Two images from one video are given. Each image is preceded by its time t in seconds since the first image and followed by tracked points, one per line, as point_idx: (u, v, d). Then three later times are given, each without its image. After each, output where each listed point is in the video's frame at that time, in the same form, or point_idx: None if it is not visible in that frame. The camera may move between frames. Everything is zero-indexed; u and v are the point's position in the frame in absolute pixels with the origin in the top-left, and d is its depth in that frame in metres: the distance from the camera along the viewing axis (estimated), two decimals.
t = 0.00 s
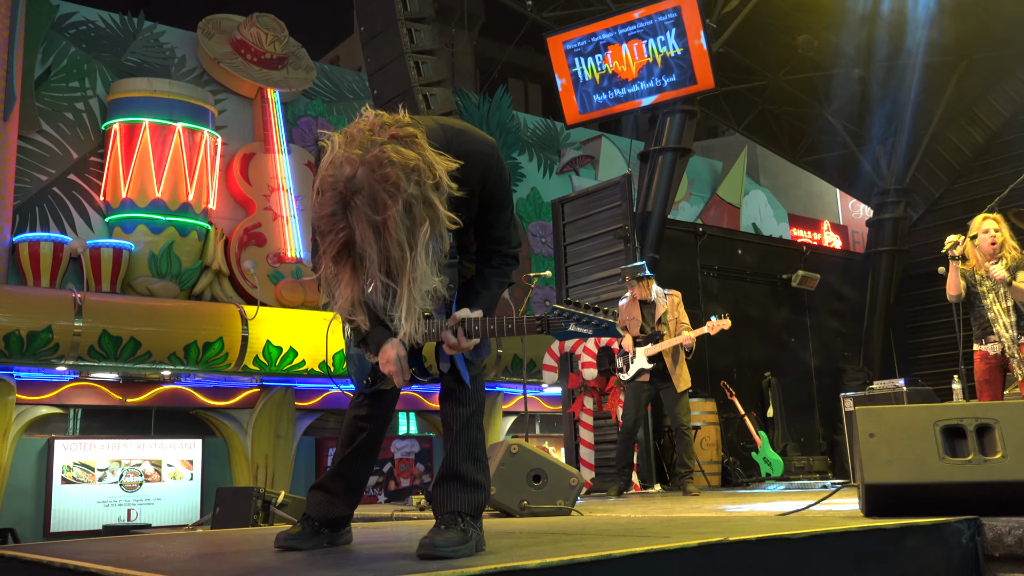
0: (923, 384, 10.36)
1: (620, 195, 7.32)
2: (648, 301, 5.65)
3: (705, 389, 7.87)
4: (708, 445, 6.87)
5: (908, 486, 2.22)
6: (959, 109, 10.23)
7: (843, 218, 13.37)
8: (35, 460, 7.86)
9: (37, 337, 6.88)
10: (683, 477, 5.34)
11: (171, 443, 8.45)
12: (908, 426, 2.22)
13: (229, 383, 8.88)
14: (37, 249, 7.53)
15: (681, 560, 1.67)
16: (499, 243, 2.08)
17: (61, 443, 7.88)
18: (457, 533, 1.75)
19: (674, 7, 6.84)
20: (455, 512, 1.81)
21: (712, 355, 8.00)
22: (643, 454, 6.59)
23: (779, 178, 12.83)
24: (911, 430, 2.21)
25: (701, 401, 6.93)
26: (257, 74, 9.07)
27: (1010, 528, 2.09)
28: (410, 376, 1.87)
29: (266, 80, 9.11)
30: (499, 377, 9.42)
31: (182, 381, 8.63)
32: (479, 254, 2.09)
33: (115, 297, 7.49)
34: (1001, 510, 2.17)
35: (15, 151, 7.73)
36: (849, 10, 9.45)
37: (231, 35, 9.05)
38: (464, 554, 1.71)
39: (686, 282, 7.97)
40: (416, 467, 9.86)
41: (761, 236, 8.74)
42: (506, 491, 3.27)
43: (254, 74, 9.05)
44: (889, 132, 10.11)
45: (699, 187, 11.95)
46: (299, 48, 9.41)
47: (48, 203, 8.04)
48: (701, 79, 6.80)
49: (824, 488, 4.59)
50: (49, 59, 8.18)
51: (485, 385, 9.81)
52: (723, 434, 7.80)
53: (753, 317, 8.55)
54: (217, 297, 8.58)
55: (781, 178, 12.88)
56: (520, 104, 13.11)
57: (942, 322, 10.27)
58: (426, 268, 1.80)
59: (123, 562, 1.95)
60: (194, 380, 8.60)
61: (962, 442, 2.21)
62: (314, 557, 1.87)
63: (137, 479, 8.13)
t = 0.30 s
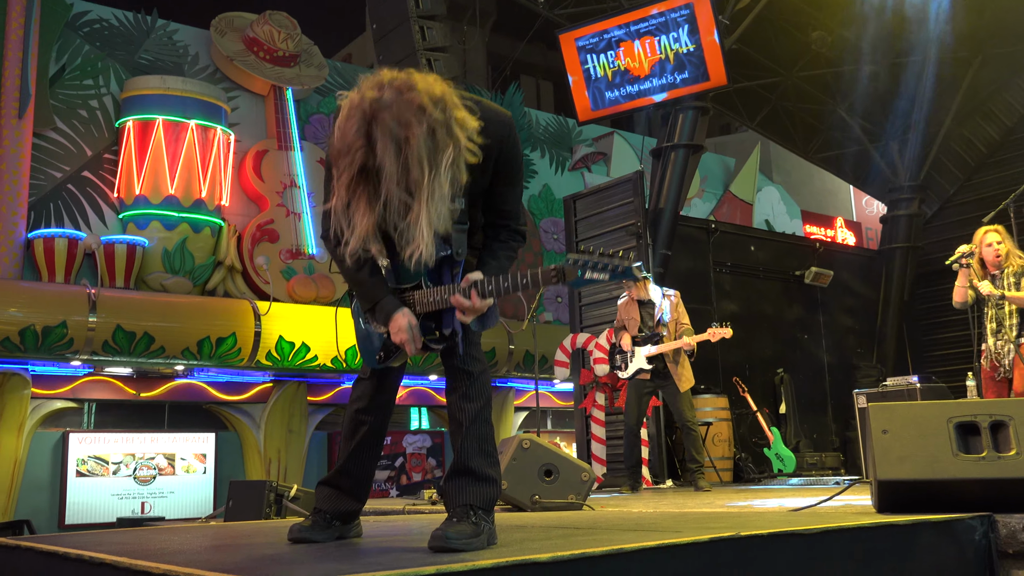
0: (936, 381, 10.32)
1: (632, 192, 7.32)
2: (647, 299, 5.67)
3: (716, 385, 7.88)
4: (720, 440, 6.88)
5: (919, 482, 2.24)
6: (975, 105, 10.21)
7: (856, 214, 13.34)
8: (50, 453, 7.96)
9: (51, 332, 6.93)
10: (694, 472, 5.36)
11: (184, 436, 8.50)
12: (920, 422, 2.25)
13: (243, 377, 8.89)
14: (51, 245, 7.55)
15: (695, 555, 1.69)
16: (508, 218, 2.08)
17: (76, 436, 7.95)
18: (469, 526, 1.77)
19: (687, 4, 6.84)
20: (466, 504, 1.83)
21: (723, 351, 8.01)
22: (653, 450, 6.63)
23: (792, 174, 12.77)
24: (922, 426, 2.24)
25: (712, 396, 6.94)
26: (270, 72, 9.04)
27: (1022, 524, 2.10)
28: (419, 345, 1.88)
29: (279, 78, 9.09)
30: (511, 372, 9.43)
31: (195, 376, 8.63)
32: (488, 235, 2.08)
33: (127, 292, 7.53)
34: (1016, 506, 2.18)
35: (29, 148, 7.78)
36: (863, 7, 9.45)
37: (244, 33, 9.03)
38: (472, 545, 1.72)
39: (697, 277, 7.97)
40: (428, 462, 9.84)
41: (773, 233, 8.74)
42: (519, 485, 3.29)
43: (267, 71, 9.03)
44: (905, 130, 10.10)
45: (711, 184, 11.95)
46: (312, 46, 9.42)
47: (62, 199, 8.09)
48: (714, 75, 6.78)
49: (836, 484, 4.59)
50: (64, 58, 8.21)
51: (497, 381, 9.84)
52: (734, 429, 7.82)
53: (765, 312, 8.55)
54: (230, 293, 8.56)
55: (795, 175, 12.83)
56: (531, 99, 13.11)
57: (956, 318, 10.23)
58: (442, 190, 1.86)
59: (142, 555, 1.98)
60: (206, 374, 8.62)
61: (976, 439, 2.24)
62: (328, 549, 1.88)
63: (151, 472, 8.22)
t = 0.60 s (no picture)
0: (940, 380, 10.32)
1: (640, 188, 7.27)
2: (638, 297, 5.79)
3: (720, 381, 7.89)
4: (723, 436, 6.89)
5: (922, 480, 2.23)
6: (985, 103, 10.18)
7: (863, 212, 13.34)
8: (55, 442, 7.97)
9: (58, 322, 6.97)
10: (696, 466, 5.37)
11: (186, 428, 8.49)
12: (926, 420, 2.25)
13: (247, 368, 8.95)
14: (58, 235, 7.56)
15: (698, 551, 1.69)
16: (516, 185, 2.10)
17: (81, 426, 7.97)
18: (473, 519, 1.77)
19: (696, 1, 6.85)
20: (470, 497, 1.84)
21: (727, 348, 8.01)
22: (657, 445, 6.63)
23: (798, 171, 12.77)
24: (928, 423, 2.24)
25: (716, 391, 6.93)
26: (278, 65, 9.06)
27: None
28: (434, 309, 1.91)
29: (287, 71, 9.12)
30: (515, 367, 9.44)
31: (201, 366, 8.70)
32: (493, 199, 2.11)
33: (134, 283, 7.56)
34: (1018, 505, 2.18)
35: (37, 138, 7.82)
36: (872, 3, 9.42)
37: (253, 26, 9.04)
38: (476, 537, 1.73)
39: (702, 274, 7.97)
40: (432, 455, 9.87)
41: (779, 231, 8.74)
42: (521, 480, 3.30)
43: (275, 64, 9.04)
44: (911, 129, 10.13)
45: (718, 180, 11.93)
46: (320, 39, 9.48)
47: (70, 189, 8.12)
48: (721, 72, 6.76)
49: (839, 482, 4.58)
50: (71, 49, 8.23)
51: (501, 375, 9.85)
52: (737, 427, 7.83)
53: (770, 309, 8.54)
54: (236, 285, 8.58)
55: (801, 172, 12.82)
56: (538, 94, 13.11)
57: (961, 316, 10.22)
58: (456, 120, 1.90)
59: (146, 544, 1.98)
60: (212, 365, 8.69)
61: (980, 438, 2.24)
62: (332, 540, 1.89)
63: (155, 463, 8.23)
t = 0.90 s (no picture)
0: (953, 388, 10.23)
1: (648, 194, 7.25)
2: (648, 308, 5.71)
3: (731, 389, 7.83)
4: (733, 444, 6.87)
5: (934, 489, 2.21)
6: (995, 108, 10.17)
7: (872, 218, 13.33)
8: (65, 450, 7.95)
9: (68, 330, 7.00)
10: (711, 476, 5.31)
11: (196, 436, 8.48)
12: (935, 429, 2.22)
13: (256, 377, 9.06)
14: (68, 242, 7.59)
15: (705, 559, 1.67)
16: (511, 186, 2.11)
17: (91, 434, 7.96)
18: (481, 528, 1.76)
19: (704, 6, 6.81)
20: (477, 506, 1.83)
21: (737, 355, 7.97)
22: (667, 453, 6.60)
23: (806, 176, 12.73)
24: (937, 432, 2.21)
25: (726, 399, 6.91)
26: (287, 71, 9.11)
27: None
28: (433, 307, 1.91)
29: (296, 77, 9.19)
30: (524, 374, 9.42)
31: (210, 374, 8.74)
32: (489, 202, 2.12)
33: (144, 291, 7.59)
34: None
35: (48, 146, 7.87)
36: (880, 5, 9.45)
37: (262, 32, 9.06)
38: (485, 547, 1.72)
39: (711, 280, 7.93)
40: (441, 463, 9.84)
41: (788, 236, 8.70)
42: (531, 488, 3.27)
43: (284, 71, 9.10)
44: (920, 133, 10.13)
45: (727, 187, 11.88)
46: (329, 46, 9.55)
47: (80, 197, 8.14)
48: (730, 77, 6.75)
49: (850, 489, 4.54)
50: (82, 56, 8.29)
51: (510, 382, 9.86)
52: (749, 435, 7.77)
53: (780, 316, 8.49)
54: (246, 293, 8.59)
55: (810, 177, 12.78)
56: (546, 101, 13.12)
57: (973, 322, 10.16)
58: (444, 116, 1.92)
59: (150, 553, 1.97)
60: (222, 372, 8.76)
61: (992, 446, 2.20)
62: (338, 550, 1.88)
63: (165, 471, 8.18)
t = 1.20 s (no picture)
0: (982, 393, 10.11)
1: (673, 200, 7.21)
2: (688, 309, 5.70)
3: (757, 396, 7.79)
4: (761, 450, 6.80)
5: (967, 496, 2.19)
6: None
7: (899, 222, 13.25)
8: (96, 457, 8.03)
9: (98, 338, 7.07)
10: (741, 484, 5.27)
11: (225, 442, 8.62)
12: (968, 435, 2.21)
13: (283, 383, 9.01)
14: (98, 251, 7.68)
15: (740, 567, 1.66)
16: (527, 190, 2.09)
17: (121, 441, 8.09)
18: (510, 533, 1.76)
19: (727, 11, 6.78)
20: (505, 511, 1.83)
21: (762, 360, 7.92)
22: (694, 460, 6.59)
23: (833, 180, 12.64)
24: (969, 438, 2.20)
25: (753, 406, 6.87)
26: (312, 80, 9.17)
27: None
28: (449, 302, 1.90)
29: (320, 86, 9.23)
30: (549, 380, 9.42)
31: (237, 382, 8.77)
32: (505, 207, 2.10)
33: (172, 298, 7.66)
34: None
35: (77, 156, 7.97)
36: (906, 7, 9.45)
37: (287, 43, 9.12)
38: (515, 551, 1.72)
39: (737, 285, 7.90)
40: (466, 469, 9.87)
41: (814, 241, 8.66)
42: (557, 495, 3.29)
43: (308, 80, 9.16)
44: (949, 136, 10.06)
45: (752, 192, 11.83)
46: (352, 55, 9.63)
47: (109, 206, 8.24)
48: (755, 82, 6.68)
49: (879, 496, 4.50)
50: (110, 67, 8.40)
51: (535, 390, 9.89)
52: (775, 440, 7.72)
53: (807, 322, 8.44)
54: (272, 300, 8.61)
55: (836, 182, 12.69)
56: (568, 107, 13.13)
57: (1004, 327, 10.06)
58: (443, 110, 1.96)
59: (185, 558, 1.99)
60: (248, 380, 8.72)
61: None
62: (369, 555, 1.89)
63: (193, 477, 8.33)
